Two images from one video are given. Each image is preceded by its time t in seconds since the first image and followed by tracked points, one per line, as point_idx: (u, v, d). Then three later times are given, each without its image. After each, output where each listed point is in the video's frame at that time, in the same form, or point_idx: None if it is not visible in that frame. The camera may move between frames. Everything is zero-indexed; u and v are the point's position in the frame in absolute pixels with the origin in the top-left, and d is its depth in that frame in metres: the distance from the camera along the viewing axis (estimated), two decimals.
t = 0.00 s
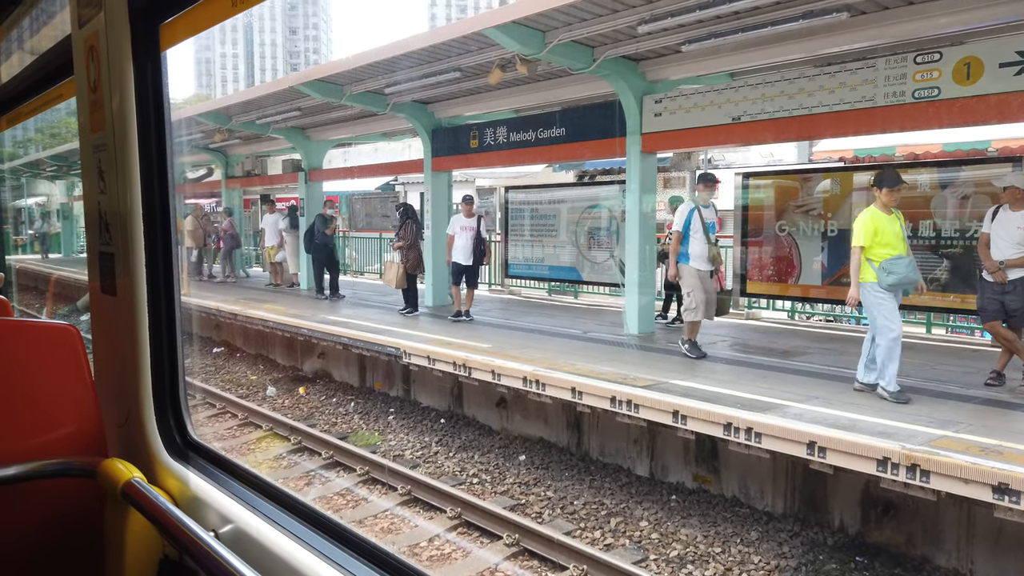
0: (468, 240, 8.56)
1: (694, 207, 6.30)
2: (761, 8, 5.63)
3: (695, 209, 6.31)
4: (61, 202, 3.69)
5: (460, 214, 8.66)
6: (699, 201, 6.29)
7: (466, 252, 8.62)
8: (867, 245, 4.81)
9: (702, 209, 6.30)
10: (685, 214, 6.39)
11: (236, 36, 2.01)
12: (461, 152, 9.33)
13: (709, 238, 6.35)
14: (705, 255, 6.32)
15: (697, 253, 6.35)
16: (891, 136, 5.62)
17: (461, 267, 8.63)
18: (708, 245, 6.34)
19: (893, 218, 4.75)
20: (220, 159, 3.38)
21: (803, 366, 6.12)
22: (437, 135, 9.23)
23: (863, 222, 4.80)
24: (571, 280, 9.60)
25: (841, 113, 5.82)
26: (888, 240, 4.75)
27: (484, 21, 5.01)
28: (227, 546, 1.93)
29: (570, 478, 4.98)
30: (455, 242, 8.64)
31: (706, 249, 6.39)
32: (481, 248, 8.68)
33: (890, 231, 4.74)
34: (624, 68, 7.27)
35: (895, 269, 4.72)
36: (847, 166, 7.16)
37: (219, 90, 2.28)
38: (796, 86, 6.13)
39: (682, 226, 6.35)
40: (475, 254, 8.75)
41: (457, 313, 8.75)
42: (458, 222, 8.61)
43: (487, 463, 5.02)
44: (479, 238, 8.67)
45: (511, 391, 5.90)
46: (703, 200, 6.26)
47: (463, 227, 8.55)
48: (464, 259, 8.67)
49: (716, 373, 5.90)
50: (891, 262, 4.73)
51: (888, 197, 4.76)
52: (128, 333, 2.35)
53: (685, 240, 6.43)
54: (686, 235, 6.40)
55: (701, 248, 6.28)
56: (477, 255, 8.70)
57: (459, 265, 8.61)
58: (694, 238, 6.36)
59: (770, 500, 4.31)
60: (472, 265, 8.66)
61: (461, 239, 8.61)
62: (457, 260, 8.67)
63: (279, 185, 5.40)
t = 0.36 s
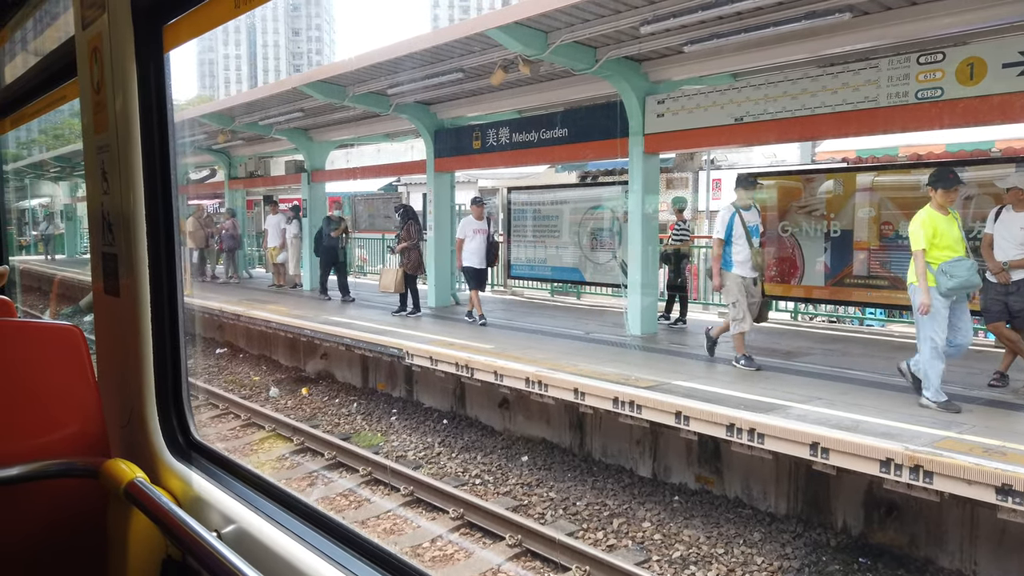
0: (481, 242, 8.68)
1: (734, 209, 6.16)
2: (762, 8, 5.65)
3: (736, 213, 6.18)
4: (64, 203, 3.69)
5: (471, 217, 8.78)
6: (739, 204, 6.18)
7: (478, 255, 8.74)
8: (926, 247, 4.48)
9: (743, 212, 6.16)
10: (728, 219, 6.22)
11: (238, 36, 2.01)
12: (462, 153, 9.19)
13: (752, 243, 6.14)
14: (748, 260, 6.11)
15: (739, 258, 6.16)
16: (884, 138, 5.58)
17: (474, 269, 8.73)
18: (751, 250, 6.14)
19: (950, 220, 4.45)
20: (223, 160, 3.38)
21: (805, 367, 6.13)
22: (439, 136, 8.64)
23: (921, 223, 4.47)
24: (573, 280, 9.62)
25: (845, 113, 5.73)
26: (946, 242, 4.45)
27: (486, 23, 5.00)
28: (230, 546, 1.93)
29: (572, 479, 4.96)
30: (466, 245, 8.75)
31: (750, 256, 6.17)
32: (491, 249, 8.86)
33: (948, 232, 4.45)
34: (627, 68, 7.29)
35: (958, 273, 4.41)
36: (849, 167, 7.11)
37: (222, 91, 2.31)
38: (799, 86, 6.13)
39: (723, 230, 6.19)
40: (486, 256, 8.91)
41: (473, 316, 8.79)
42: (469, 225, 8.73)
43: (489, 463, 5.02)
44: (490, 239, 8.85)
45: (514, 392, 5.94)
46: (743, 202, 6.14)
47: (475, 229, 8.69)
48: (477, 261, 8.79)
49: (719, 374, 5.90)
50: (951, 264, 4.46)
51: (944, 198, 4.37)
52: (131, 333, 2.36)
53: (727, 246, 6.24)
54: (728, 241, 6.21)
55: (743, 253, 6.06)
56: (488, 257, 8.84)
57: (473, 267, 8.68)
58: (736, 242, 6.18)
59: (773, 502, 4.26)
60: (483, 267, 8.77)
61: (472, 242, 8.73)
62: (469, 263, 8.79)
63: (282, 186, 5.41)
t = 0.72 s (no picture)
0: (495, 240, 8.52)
1: (785, 211, 5.61)
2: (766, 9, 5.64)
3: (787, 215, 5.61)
4: (68, 205, 3.70)
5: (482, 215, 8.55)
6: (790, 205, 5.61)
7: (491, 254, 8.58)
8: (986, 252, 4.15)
9: (794, 215, 5.59)
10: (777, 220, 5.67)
11: (242, 38, 2.02)
12: (466, 154, 9.27)
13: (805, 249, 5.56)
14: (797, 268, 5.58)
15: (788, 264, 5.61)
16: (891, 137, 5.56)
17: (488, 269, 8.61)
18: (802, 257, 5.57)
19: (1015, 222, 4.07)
20: (226, 161, 3.38)
21: (809, 367, 6.12)
22: (444, 137, 8.97)
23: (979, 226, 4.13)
24: (576, 280, 9.62)
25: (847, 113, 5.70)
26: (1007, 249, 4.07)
27: (489, 25, 4.97)
28: (234, 547, 1.93)
29: (576, 479, 4.97)
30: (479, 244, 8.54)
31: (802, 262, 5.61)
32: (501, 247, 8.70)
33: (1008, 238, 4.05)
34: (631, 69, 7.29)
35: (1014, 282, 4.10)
36: (853, 167, 7.05)
37: (226, 92, 2.33)
38: (802, 86, 6.09)
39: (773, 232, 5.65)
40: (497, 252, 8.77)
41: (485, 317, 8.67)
42: (482, 224, 8.51)
43: (493, 464, 5.02)
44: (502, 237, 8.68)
45: (518, 393, 5.94)
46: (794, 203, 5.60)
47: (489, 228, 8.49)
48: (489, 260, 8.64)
49: (722, 375, 5.90)
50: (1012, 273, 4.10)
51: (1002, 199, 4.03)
52: (135, 334, 2.37)
53: (777, 250, 5.70)
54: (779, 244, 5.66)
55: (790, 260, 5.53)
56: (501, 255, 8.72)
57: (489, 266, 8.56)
58: (786, 247, 5.64)
59: (777, 502, 4.26)
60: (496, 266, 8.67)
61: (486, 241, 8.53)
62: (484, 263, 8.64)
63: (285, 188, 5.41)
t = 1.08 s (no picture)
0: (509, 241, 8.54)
1: (840, 201, 5.06)
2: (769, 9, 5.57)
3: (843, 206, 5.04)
4: (72, 205, 3.70)
5: (495, 216, 8.48)
6: (848, 195, 5.05)
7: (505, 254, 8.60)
8: None
9: (851, 207, 5.04)
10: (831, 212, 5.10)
11: (246, 39, 2.03)
12: (470, 154, 9.32)
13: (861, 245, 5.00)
14: (855, 263, 4.99)
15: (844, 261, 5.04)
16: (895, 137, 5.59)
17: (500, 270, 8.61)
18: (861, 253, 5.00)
19: None
20: (230, 161, 3.38)
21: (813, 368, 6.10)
22: (447, 136, 9.30)
23: None
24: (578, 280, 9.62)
25: (850, 113, 5.76)
26: None
27: (493, 25, 4.97)
28: (240, 548, 1.93)
29: (579, 480, 4.97)
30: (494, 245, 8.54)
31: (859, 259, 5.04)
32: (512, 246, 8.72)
33: None
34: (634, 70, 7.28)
35: None
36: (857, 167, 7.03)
37: (229, 93, 2.30)
38: (805, 86, 6.08)
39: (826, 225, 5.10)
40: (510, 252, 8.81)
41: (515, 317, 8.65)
42: (495, 225, 8.48)
43: (496, 464, 5.02)
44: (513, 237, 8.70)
45: (521, 394, 5.93)
46: (850, 193, 5.04)
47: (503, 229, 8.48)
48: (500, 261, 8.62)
49: (725, 375, 5.89)
50: None
51: None
52: (140, 335, 2.37)
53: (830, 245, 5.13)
54: (833, 238, 5.09)
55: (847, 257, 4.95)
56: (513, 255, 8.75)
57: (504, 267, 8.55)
58: (842, 242, 5.06)
59: (781, 504, 4.23)
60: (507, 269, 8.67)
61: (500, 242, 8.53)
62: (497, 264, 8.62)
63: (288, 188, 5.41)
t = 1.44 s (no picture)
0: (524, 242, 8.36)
1: (892, 205, 4.68)
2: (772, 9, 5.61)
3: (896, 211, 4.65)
4: (77, 205, 3.70)
5: (513, 215, 8.32)
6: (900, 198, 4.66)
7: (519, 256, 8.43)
8: None
9: (903, 210, 4.65)
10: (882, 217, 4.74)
11: (250, 39, 2.03)
12: (474, 154, 9.30)
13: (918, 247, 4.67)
14: (914, 269, 4.67)
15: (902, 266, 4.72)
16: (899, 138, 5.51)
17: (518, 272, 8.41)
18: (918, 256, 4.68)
19: None
20: (234, 162, 3.39)
21: (818, 369, 6.09)
22: (451, 136, 9.31)
23: None
24: (582, 281, 9.62)
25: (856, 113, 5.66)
26: None
27: (497, 25, 4.96)
28: (243, 546, 1.93)
29: (583, 480, 4.97)
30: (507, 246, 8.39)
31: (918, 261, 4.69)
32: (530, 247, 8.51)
33: None
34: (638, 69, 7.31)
35: None
36: (861, 167, 7.05)
37: (233, 93, 2.32)
38: (810, 86, 6.07)
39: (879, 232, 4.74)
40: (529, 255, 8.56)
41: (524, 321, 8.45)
42: (512, 225, 8.34)
43: (500, 464, 5.02)
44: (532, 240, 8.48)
45: (525, 394, 5.95)
46: (901, 195, 4.65)
47: (518, 229, 8.32)
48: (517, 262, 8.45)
49: (729, 376, 5.88)
50: None
51: None
52: (144, 334, 2.37)
53: (885, 251, 4.79)
54: (888, 244, 4.75)
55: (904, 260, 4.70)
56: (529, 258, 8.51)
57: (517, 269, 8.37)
58: (898, 246, 4.72)
59: (785, 504, 4.27)
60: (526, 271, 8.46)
61: (514, 242, 8.37)
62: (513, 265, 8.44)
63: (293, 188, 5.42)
